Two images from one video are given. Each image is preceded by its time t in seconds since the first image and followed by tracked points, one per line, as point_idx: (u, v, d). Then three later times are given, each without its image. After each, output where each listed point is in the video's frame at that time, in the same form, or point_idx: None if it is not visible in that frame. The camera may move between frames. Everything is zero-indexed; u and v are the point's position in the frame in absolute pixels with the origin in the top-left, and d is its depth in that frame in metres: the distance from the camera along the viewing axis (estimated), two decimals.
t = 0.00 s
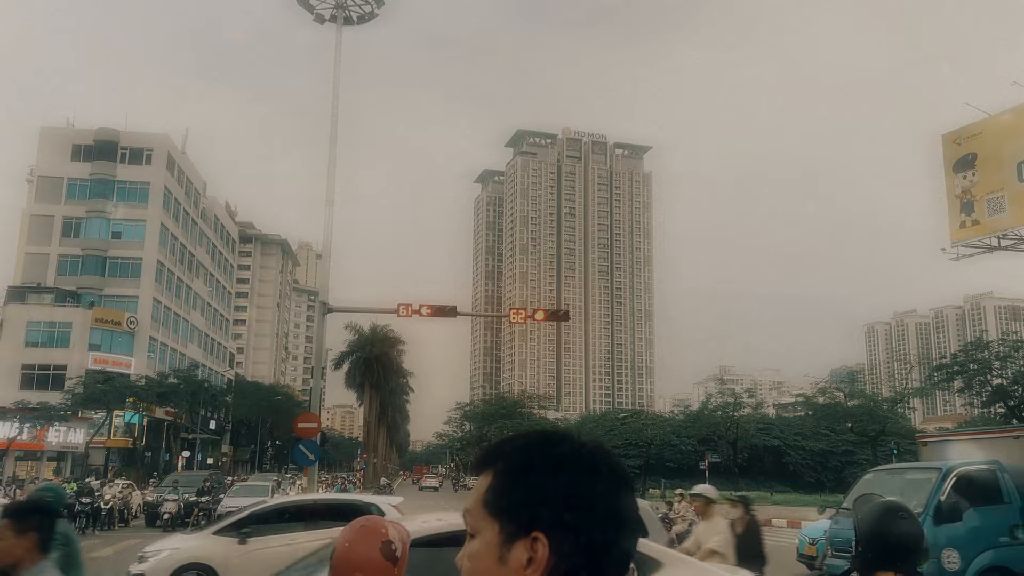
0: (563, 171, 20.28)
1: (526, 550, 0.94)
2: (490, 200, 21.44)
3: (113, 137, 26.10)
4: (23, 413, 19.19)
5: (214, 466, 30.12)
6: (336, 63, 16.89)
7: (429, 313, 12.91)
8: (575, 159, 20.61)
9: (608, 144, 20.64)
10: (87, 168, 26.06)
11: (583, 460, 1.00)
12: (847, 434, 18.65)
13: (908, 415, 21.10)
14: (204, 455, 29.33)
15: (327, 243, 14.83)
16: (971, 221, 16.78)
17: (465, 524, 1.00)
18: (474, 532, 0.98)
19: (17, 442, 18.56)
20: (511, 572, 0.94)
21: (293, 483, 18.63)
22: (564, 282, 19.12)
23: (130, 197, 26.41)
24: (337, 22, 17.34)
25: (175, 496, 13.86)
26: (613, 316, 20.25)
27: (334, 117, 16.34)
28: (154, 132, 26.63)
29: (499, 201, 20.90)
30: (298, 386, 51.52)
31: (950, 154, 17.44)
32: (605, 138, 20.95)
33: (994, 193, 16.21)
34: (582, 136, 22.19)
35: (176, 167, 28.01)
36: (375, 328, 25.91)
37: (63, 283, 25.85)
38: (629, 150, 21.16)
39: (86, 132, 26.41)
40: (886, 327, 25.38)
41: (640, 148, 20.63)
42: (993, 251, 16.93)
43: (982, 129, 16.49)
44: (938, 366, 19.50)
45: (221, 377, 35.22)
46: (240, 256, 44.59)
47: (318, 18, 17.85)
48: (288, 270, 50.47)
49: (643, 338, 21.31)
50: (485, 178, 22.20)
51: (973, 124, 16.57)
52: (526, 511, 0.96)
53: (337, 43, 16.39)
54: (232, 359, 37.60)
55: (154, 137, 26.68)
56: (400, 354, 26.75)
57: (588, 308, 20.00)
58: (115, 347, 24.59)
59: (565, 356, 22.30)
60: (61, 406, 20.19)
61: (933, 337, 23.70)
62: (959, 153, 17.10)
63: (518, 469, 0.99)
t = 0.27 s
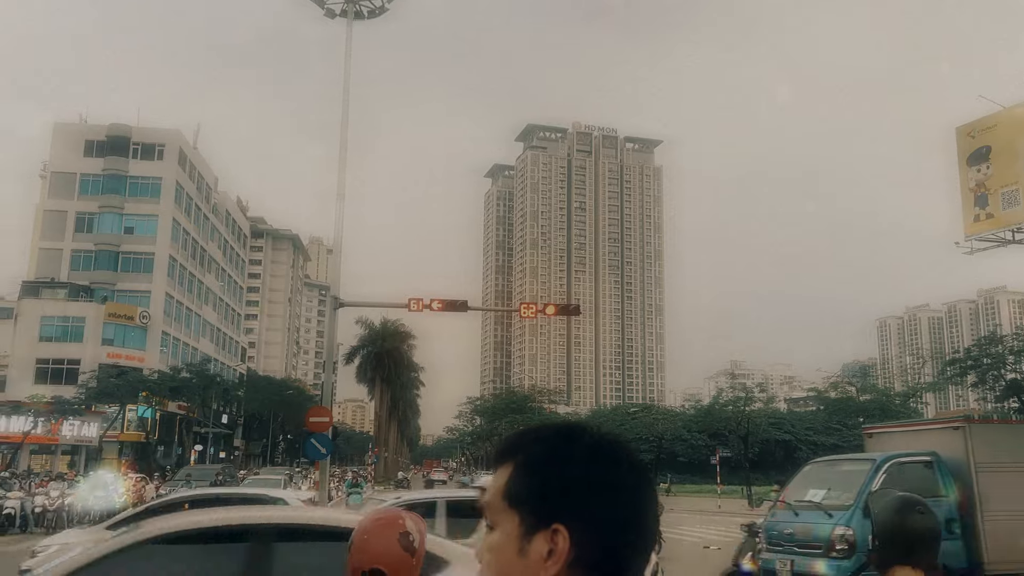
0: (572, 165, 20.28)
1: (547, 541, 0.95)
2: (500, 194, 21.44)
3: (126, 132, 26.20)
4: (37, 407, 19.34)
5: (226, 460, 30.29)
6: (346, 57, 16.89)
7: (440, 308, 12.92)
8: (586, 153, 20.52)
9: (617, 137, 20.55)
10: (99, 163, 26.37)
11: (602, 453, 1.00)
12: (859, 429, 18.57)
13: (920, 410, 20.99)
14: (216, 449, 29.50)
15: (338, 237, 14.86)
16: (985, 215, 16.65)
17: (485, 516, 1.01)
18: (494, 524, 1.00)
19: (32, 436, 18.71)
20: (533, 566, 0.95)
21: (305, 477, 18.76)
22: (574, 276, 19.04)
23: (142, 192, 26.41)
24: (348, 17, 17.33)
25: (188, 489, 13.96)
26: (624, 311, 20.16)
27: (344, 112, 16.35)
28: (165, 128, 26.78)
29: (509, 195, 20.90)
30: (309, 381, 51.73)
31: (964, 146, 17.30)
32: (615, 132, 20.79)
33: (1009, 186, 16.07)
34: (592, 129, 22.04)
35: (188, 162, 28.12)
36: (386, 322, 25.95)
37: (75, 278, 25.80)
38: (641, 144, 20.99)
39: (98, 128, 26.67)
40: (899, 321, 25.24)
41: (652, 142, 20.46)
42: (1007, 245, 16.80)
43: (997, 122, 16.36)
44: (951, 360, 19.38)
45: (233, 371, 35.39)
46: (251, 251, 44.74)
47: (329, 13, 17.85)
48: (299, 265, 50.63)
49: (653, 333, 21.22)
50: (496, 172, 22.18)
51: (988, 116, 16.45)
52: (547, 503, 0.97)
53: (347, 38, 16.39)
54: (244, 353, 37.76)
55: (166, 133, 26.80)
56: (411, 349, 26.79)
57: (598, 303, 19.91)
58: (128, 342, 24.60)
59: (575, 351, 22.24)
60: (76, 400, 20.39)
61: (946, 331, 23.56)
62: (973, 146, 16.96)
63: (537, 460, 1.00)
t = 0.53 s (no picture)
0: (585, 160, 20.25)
1: (568, 531, 1.00)
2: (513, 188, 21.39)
3: (140, 128, 26.35)
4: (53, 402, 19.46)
5: (241, 454, 30.44)
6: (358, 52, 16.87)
7: (453, 303, 12.89)
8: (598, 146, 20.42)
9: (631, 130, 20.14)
10: (114, 160, 26.43)
11: (619, 443, 1.05)
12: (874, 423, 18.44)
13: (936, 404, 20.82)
14: (231, 444, 29.65)
15: (350, 232, 14.86)
16: (1002, 207, 16.46)
17: (505, 506, 1.06)
18: (512, 514, 1.04)
19: (48, 430, 18.84)
20: (551, 558, 1.00)
21: (319, 471, 18.87)
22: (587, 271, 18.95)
23: (156, 188, 26.46)
24: (359, 12, 17.31)
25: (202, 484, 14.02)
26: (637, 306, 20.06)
27: (357, 107, 16.35)
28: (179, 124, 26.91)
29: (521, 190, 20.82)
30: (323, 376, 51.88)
31: (981, 138, 17.10)
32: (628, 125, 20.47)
33: None
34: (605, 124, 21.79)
35: (202, 158, 28.25)
36: (399, 317, 25.97)
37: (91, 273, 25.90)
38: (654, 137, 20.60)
39: (113, 124, 26.72)
40: (915, 315, 25.02)
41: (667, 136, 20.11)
42: None
43: (1015, 113, 16.16)
44: (967, 354, 19.19)
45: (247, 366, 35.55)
46: (265, 247, 44.86)
47: (340, 8, 17.83)
48: (312, 260, 50.75)
49: (667, 327, 21.09)
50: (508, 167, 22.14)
51: (1006, 107, 16.25)
52: (568, 494, 1.01)
53: (359, 33, 16.36)
54: (258, 348, 37.92)
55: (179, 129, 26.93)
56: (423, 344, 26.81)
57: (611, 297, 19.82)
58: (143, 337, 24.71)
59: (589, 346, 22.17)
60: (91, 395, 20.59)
61: (963, 325, 23.34)
62: (991, 137, 16.76)
63: (549, 443, 1.05)
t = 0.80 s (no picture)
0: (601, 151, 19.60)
1: (585, 519, 1.28)
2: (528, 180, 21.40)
3: (157, 124, 26.44)
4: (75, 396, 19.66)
5: (261, 447, 30.67)
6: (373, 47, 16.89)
7: (470, 296, 12.91)
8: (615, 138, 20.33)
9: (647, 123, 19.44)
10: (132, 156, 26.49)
11: (629, 439, 1.32)
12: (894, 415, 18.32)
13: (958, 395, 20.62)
14: (250, 437, 29.87)
15: (367, 226, 14.91)
16: None
17: (526, 497, 1.35)
18: (533, 505, 1.33)
19: (71, 425, 19.04)
20: (570, 544, 1.28)
21: (338, 464, 19.01)
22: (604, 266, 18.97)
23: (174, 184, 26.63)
24: (375, 7, 17.31)
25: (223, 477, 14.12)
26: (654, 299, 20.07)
27: (372, 103, 16.41)
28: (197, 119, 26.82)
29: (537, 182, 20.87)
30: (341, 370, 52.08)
31: (1003, 126, 16.85)
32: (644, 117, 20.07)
33: None
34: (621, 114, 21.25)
35: (219, 153, 28.34)
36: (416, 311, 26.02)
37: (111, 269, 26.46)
38: (670, 128, 20.24)
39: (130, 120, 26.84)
40: (936, 305, 24.76)
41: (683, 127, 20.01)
42: None
43: None
44: (989, 345, 18.98)
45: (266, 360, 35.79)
46: (282, 241, 45.01)
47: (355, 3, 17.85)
48: (330, 254, 50.90)
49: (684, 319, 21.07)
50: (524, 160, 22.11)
51: None
52: (584, 487, 1.29)
53: (374, 28, 16.38)
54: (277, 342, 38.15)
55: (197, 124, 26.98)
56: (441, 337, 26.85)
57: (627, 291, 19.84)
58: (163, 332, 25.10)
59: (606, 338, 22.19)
60: (112, 390, 20.79)
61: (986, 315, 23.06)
62: (1013, 125, 16.52)
63: (574, 446, 1.33)
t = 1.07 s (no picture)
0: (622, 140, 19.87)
1: (603, 507, 1.29)
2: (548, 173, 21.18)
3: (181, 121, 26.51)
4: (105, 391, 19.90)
5: (285, 440, 30.93)
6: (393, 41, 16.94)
7: (491, 289, 12.92)
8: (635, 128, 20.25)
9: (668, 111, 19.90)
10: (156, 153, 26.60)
11: (646, 425, 1.34)
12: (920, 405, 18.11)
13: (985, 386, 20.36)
14: (275, 430, 30.12)
15: (389, 219, 14.94)
16: None
17: (546, 483, 1.36)
18: (552, 492, 1.34)
19: (100, 419, 19.29)
20: (590, 530, 1.28)
21: (362, 456, 19.10)
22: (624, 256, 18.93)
23: (197, 180, 26.89)
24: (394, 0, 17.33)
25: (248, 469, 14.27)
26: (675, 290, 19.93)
27: (392, 96, 16.46)
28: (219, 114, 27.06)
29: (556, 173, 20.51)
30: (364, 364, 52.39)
31: None
32: (665, 106, 20.32)
33: None
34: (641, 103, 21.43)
35: (241, 149, 28.61)
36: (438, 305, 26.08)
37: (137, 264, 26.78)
38: (691, 118, 20.40)
39: (153, 117, 26.72)
40: (963, 295, 24.42)
41: (702, 116, 20.02)
42: None
43: None
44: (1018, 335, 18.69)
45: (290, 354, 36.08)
46: (304, 236, 45.29)
47: None
48: (351, 249, 51.18)
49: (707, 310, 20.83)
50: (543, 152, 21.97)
51: None
52: (603, 472, 1.30)
53: (393, 22, 16.40)
54: (300, 337, 38.44)
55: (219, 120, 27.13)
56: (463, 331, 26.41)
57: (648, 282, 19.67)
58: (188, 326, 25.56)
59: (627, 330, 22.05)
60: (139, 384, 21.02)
61: (1014, 304, 22.71)
62: None
63: (594, 432, 1.34)
